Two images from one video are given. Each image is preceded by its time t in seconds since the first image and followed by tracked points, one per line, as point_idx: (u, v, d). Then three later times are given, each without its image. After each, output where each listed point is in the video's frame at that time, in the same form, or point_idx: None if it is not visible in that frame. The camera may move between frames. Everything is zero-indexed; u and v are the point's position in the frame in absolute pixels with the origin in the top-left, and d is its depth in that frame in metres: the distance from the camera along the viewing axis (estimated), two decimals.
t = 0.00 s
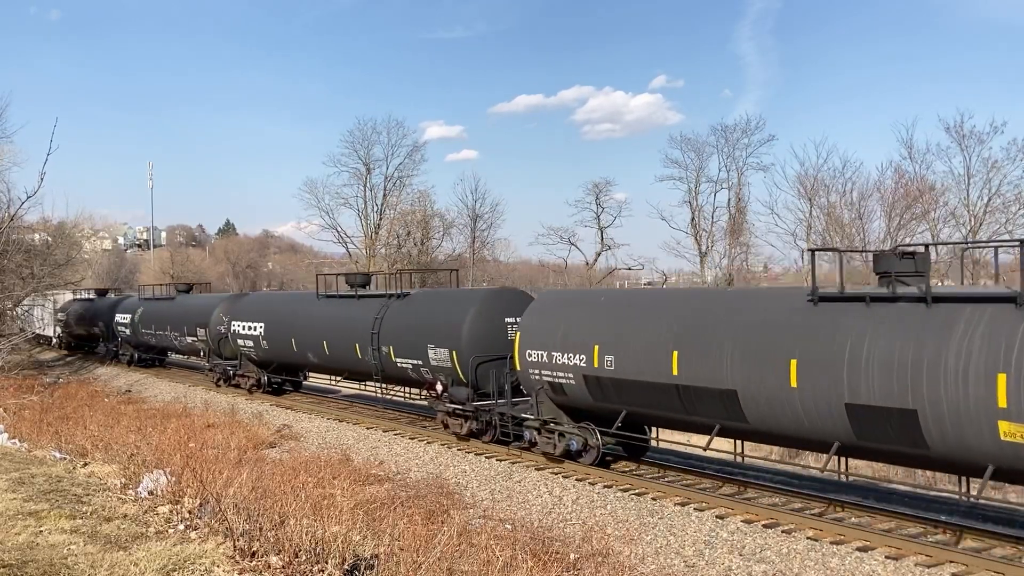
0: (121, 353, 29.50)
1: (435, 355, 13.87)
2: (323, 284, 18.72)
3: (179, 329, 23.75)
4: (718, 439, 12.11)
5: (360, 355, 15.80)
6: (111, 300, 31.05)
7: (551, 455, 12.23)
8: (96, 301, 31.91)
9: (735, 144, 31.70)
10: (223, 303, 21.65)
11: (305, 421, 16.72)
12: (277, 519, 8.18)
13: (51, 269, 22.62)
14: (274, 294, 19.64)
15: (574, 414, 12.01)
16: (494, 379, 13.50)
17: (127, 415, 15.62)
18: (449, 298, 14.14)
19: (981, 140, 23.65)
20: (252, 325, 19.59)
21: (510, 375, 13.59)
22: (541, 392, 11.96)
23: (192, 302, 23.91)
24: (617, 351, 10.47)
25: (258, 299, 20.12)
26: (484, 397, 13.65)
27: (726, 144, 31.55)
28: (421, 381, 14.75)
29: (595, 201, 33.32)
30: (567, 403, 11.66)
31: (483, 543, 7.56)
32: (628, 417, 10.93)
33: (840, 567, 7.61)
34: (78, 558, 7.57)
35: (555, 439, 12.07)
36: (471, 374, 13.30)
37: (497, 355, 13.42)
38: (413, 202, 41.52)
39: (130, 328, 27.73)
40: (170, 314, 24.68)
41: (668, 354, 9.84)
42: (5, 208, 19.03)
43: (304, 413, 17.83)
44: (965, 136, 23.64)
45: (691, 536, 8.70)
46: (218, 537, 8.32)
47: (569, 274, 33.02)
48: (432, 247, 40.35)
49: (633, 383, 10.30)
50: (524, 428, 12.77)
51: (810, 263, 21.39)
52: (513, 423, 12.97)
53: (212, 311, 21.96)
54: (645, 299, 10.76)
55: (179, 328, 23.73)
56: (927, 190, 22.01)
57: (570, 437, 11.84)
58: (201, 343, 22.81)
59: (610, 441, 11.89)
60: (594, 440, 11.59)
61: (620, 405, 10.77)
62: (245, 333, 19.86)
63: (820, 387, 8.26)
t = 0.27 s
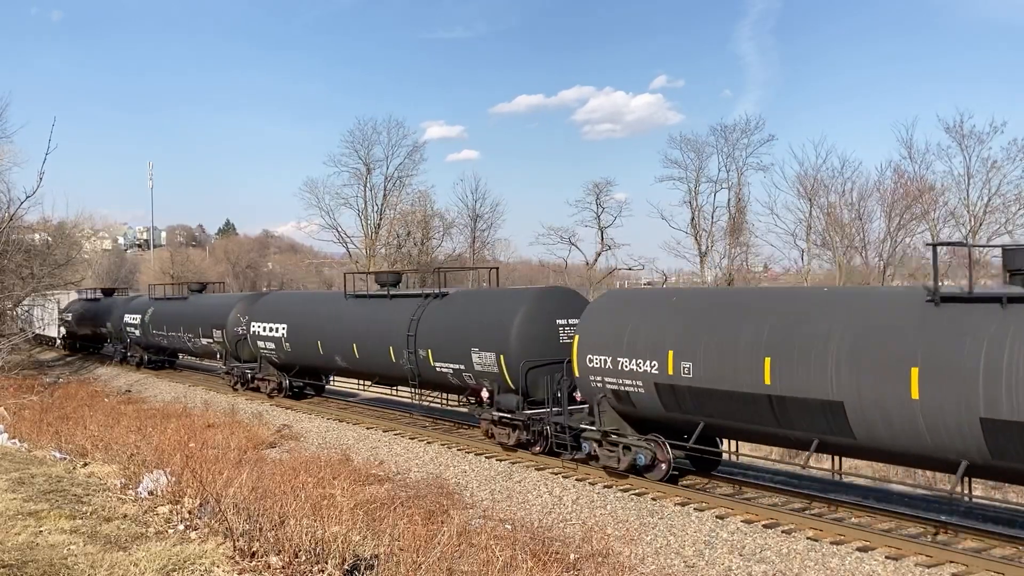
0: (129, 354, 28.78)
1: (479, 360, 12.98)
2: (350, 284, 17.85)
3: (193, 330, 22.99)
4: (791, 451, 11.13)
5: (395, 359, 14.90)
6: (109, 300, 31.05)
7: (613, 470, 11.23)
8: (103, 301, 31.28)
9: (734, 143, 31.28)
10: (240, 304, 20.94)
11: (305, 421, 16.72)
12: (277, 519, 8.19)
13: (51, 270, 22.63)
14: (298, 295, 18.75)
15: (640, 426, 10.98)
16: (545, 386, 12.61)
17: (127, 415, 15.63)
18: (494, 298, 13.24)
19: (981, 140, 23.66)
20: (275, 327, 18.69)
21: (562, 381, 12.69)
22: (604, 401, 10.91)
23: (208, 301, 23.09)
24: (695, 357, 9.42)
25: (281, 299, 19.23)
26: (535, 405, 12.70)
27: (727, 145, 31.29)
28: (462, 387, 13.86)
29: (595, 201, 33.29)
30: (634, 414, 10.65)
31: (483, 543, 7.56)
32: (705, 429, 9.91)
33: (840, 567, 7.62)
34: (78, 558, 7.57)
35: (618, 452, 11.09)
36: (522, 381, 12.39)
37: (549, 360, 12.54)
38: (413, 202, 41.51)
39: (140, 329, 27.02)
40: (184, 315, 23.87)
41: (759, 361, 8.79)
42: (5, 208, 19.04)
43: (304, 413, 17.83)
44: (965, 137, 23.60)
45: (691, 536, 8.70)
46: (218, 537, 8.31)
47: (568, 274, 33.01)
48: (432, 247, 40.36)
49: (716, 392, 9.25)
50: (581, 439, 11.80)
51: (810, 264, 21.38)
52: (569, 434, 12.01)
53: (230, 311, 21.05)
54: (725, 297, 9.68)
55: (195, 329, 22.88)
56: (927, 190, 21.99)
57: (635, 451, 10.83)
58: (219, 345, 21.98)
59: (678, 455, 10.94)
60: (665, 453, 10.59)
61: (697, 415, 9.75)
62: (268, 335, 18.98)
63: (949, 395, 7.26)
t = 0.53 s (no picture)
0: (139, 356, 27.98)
1: (530, 364, 12.01)
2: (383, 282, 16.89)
3: (209, 332, 22.20)
4: (886, 463, 10.04)
5: (435, 363, 13.94)
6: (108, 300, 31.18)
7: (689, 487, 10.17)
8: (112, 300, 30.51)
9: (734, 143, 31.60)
10: (262, 305, 20.07)
11: (305, 421, 16.73)
12: (277, 519, 8.18)
13: (51, 270, 22.63)
14: (327, 294, 17.85)
15: (718, 438, 9.92)
16: (604, 395, 11.55)
17: (127, 415, 15.64)
18: (547, 299, 12.27)
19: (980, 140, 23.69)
20: (301, 328, 17.76)
21: (624, 388, 11.63)
22: (680, 413, 9.80)
23: (226, 302, 22.22)
24: (793, 366, 8.36)
25: (308, 300, 18.30)
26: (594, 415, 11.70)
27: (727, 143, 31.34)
28: (510, 394, 12.88)
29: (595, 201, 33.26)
30: (714, 427, 9.62)
31: (483, 543, 7.56)
32: (799, 444, 8.89)
33: (840, 567, 7.62)
34: (78, 558, 7.57)
35: (694, 468, 10.04)
36: (581, 388, 11.37)
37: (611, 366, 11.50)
38: (413, 202, 41.55)
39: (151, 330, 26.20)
40: (200, 316, 23.01)
41: (871, 368, 7.78)
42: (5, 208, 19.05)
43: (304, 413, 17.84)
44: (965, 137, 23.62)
45: (691, 536, 8.70)
46: (218, 537, 8.32)
47: (568, 274, 33.03)
48: (433, 247, 40.37)
49: (819, 403, 8.21)
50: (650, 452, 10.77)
51: (810, 264, 21.38)
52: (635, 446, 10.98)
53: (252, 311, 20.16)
54: (818, 298, 8.69)
55: (213, 330, 22.05)
56: (927, 190, 22.00)
57: (713, 467, 9.79)
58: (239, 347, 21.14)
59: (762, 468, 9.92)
60: (749, 469, 9.50)
61: (792, 428, 8.71)
62: (293, 337, 18.06)
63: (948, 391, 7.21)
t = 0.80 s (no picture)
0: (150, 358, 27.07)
1: (592, 371, 11.12)
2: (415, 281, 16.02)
3: (227, 333, 21.28)
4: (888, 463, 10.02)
5: (479, 368, 13.00)
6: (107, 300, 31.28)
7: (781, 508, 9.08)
8: (124, 299, 29.73)
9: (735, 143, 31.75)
10: (285, 305, 19.15)
11: (305, 421, 16.72)
12: (277, 519, 8.18)
13: (51, 270, 22.62)
14: (355, 293, 16.93)
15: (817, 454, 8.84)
16: (675, 404, 10.56)
17: (127, 415, 15.64)
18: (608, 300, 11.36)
19: (980, 140, 23.68)
20: (328, 330, 16.82)
21: (698, 397, 10.63)
22: (771, 428, 8.81)
23: (244, 302, 21.28)
24: (913, 373, 7.49)
25: (333, 301, 17.38)
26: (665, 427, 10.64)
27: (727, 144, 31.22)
28: (565, 402, 11.92)
29: (595, 201, 33.20)
30: (813, 442, 8.63)
31: (483, 543, 7.56)
32: (916, 461, 7.91)
33: (840, 567, 7.62)
34: (78, 558, 7.56)
35: (786, 487, 8.94)
36: (650, 395, 10.41)
37: (685, 373, 10.54)
38: (413, 202, 41.54)
39: (163, 332, 25.31)
40: (216, 316, 22.09)
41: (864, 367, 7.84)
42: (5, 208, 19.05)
43: (304, 413, 17.83)
44: (965, 137, 23.61)
45: (691, 536, 8.70)
46: (218, 537, 8.31)
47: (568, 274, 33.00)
48: (433, 247, 40.35)
49: (938, 418, 7.35)
50: (731, 468, 9.68)
51: (810, 264, 21.36)
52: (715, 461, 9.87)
53: (274, 312, 19.22)
54: (907, 298, 7.99)
55: (231, 331, 21.10)
56: (927, 190, 21.99)
57: (809, 485, 8.71)
58: (257, 350, 20.15)
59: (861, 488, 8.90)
60: (853, 487, 8.38)
61: (910, 445, 7.76)
62: (319, 340, 17.09)
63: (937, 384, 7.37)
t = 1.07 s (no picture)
0: (161, 361, 26.15)
1: (665, 379, 10.13)
2: (450, 279, 15.34)
3: (245, 335, 20.34)
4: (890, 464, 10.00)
5: (532, 373, 12.11)
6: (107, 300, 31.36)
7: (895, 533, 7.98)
8: (133, 299, 28.83)
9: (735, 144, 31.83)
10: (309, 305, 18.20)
11: (305, 421, 16.73)
12: (277, 519, 8.17)
13: (51, 269, 22.63)
14: (388, 293, 16.07)
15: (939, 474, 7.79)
16: (760, 415, 9.59)
17: (127, 415, 15.64)
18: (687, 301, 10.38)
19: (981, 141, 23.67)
20: (359, 331, 15.92)
21: (787, 409, 9.68)
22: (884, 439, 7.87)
23: (263, 301, 20.33)
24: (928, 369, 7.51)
25: (363, 301, 16.50)
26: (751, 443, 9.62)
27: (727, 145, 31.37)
28: (631, 411, 10.93)
29: (595, 201, 33.13)
30: (936, 459, 7.61)
31: (483, 543, 7.56)
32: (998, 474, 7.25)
33: (840, 567, 7.62)
34: (78, 558, 7.57)
35: (901, 510, 7.87)
36: (733, 405, 9.44)
37: (771, 381, 9.57)
38: (413, 202, 41.55)
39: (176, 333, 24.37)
40: (232, 317, 21.14)
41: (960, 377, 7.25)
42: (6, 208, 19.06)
43: (304, 413, 17.84)
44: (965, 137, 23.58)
45: (691, 536, 8.70)
46: (218, 537, 8.32)
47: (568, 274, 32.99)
48: (433, 247, 40.33)
49: None
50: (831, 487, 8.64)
51: (811, 264, 21.34)
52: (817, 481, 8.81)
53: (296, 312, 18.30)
54: (952, 299, 7.73)
55: (249, 333, 20.17)
56: (927, 190, 21.98)
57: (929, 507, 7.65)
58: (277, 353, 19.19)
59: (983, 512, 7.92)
60: (983, 512, 7.26)
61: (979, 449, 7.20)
62: (349, 342, 16.16)
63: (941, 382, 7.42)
